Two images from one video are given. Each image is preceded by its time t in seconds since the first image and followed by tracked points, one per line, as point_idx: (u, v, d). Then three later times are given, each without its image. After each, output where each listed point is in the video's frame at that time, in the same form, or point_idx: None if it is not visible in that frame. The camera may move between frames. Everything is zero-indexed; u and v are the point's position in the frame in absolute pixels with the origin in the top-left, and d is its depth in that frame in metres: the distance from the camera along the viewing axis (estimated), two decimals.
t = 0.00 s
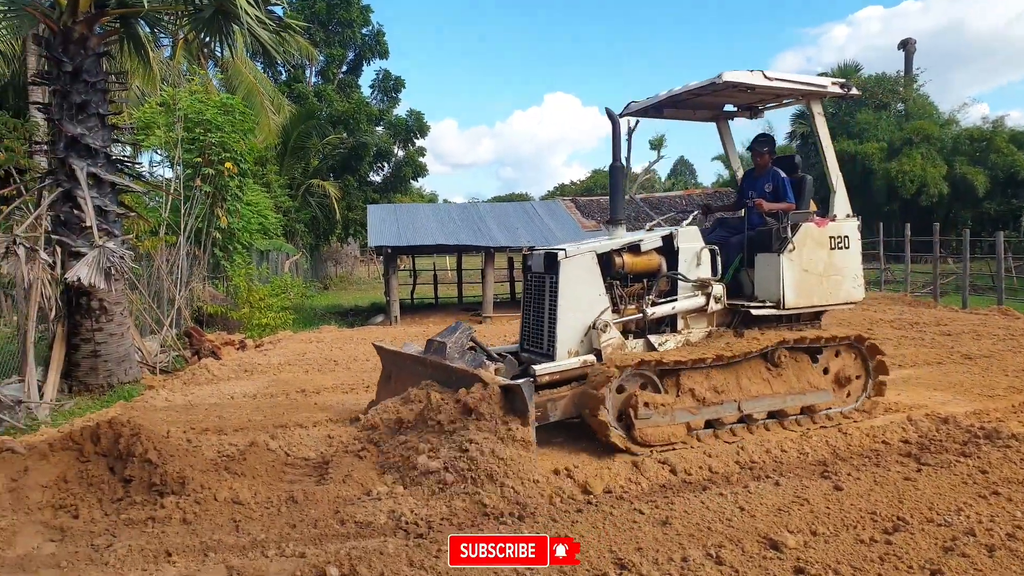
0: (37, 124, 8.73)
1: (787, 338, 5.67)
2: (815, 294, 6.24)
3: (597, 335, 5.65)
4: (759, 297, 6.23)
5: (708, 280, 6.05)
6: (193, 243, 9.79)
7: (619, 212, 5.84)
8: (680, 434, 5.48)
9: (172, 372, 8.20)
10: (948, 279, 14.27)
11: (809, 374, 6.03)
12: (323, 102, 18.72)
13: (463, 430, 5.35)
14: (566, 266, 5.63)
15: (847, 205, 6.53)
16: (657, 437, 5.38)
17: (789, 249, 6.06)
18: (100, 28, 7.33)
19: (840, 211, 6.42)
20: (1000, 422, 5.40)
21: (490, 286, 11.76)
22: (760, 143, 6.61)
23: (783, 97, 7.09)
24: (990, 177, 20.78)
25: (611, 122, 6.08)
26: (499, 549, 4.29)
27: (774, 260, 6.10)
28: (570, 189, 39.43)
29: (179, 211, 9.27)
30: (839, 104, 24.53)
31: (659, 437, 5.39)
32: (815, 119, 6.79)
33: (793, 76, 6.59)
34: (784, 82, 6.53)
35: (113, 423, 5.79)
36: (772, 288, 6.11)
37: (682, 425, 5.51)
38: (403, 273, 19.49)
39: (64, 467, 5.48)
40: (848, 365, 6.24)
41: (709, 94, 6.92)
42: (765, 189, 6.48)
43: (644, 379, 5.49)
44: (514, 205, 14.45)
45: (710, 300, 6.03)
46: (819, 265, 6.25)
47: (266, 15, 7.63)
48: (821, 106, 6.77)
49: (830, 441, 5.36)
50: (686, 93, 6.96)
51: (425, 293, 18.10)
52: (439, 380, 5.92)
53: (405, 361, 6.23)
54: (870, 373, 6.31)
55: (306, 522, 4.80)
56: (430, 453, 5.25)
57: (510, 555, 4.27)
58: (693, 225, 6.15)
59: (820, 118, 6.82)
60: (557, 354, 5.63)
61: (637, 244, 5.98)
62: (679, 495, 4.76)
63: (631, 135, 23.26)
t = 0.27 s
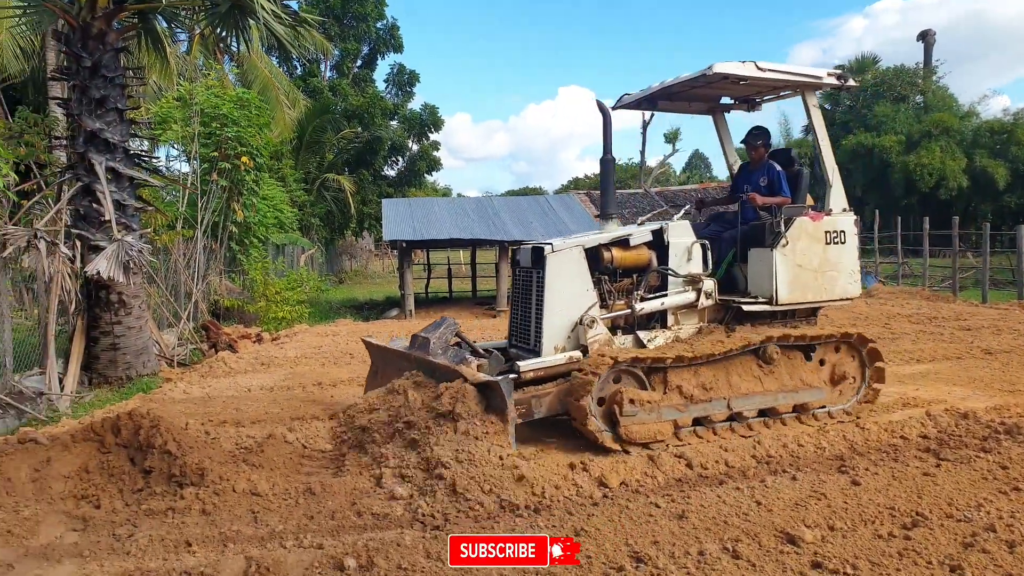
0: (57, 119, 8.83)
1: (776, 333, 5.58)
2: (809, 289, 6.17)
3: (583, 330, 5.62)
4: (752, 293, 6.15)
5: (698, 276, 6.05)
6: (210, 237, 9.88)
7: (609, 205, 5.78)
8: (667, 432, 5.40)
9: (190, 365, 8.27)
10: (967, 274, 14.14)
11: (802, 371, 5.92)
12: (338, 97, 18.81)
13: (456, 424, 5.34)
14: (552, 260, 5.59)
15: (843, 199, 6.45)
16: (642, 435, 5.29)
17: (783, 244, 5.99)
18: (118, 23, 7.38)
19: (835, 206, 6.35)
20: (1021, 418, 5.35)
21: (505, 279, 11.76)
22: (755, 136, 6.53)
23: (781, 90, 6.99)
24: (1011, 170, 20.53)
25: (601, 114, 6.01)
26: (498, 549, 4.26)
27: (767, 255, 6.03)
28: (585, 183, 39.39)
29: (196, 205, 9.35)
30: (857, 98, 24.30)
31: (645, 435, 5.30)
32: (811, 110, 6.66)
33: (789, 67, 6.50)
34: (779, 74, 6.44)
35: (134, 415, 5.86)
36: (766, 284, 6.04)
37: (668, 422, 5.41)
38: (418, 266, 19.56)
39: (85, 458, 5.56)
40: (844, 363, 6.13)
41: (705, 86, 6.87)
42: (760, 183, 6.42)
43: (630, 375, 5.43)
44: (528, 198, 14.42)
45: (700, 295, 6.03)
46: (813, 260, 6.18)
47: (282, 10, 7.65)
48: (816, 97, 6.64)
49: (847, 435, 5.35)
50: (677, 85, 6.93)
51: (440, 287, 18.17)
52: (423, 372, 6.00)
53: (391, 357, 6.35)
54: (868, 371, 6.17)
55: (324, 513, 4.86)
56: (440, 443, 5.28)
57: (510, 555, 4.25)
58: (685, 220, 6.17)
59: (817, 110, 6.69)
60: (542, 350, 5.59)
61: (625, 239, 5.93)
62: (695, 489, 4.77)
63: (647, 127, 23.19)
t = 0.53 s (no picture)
0: (77, 115, 8.93)
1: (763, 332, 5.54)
2: (802, 287, 6.13)
3: (568, 328, 5.61)
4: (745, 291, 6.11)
5: (688, 273, 6.02)
6: (229, 232, 9.98)
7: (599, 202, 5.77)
8: (653, 432, 5.36)
9: (208, 359, 8.35)
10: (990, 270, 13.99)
11: (793, 370, 5.89)
12: (354, 92, 18.91)
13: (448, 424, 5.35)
14: (538, 257, 5.57)
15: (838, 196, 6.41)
16: (626, 435, 5.27)
17: (775, 241, 5.96)
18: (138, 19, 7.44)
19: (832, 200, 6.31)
20: None
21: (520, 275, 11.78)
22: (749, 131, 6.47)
23: (777, 83, 6.92)
24: None
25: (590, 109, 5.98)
26: (499, 549, 4.27)
27: (759, 252, 6.00)
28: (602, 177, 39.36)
29: (215, 200, 9.43)
30: (876, 91, 24.52)
31: (629, 435, 5.28)
32: (804, 104, 6.58)
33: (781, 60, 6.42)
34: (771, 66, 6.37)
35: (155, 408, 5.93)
36: (757, 281, 6.01)
37: (654, 422, 5.39)
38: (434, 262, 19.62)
39: (107, 451, 5.63)
40: (838, 362, 6.08)
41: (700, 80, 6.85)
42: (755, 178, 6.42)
43: (614, 375, 5.40)
44: (544, 193, 14.45)
45: (690, 292, 6.02)
46: (806, 257, 6.13)
47: (300, 5, 7.67)
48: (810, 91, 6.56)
49: (866, 431, 5.33)
50: (667, 80, 6.93)
51: (456, 282, 18.22)
52: (405, 367, 6.07)
53: (376, 354, 6.47)
54: (862, 369, 6.13)
55: (341, 507, 4.90)
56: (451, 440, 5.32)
57: (510, 555, 4.23)
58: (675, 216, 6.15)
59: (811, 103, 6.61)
60: (528, 348, 5.59)
61: (613, 236, 5.92)
62: (713, 485, 4.77)
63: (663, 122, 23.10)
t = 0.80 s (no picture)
0: (98, 110, 9.02)
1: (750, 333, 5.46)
2: (794, 285, 6.04)
3: (553, 326, 5.60)
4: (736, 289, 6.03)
5: (676, 270, 5.97)
6: (247, 227, 10.07)
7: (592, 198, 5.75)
8: (635, 432, 5.35)
9: (227, 353, 8.43)
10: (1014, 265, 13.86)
11: (784, 370, 5.82)
12: (371, 86, 19.00)
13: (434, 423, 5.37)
14: (523, 253, 5.59)
15: (834, 191, 6.28)
16: (608, 435, 5.28)
17: (767, 237, 5.86)
18: (158, 15, 7.49)
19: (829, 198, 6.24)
20: None
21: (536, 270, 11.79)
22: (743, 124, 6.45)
23: (773, 75, 6.81)
24: None
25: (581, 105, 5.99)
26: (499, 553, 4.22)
27: (751, 249, 5.91)
28: (619, 170, 39.27)
29: (233, 194, 9.51)
30: (898, 84, 24.54)
31: (611, 435, 5.28)
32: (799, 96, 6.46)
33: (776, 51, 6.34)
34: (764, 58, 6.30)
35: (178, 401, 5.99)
36: (749, 278, 5.93)
37: (638, 422, 5.38)
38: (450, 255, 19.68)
39: (130, 443, 5.71)
40: (832, 363, 5.99)
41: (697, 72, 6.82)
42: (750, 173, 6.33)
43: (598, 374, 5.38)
44: (561, 187, 14.45)
45: (680, 291, 5.95)
46: (799, 254, 6.04)
47: None
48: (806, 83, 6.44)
49: (886, 427, 5.32)
50: (670, 72, 6.92)
51: (473, 276, 18.27)
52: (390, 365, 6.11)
53: (362, 349, 6.54)
54: (856, 370, 6.02)
55: (359, 501, 4.95)
56: (447, 439, 5.37)
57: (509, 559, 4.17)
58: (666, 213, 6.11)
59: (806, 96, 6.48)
60: (512, 345, 5.59)
61: (601, 233, 5.92)
62: (731, 481, 4.78)
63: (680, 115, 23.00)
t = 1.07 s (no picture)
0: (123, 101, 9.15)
1: (740, 328, 5.40)
2: (792, 278, 5.93)
3: (541, 319, 5.63)
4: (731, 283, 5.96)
5: (669, 263, 5.93)
6: (270, 218, 10.17)
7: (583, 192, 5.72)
8: (623, 427, 5.34)
9: (251, 342, 8.52)
10: None
11: (779, 365, 5.75)
12: (392, 78, 19.11)
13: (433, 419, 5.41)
14: (510, 248, 5.62)
15: (835, 180, 6.13)
16: (595, 430, 5.28)
17: (762, 229, 5.76)
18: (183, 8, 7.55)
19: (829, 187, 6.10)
20: None
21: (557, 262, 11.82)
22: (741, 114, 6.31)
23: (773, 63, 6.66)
24: None
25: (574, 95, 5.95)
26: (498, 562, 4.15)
27: (746, 241, 5.82)
28: (638, 163, 39.22)
29: (256, 185, 9.61)
30: (925, 73, 25.48)
31: (598, 430, 5.29)
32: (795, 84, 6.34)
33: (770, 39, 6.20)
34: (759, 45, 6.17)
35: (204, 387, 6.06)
36: (743, 271, 5.84)
37: (625, 417, 5.37)
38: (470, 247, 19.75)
39: (157, 430, 5.78)
40: (831, 359, 5.90)
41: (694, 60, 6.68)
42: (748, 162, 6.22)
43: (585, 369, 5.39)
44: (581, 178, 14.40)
45: (672, 284, 5.91)
46: (797, 247, 5.92)
47: None
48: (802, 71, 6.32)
49: (914, 423, 5.30)
50: (694, 63, 6.87)
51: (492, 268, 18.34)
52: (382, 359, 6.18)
53: (351, 340, 6.70)
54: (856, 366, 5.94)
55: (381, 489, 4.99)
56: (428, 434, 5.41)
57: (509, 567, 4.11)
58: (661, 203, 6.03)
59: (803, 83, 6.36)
60: (500, 338, 5.65)
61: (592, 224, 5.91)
62: (757, 474, 4.78)
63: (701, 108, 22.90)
